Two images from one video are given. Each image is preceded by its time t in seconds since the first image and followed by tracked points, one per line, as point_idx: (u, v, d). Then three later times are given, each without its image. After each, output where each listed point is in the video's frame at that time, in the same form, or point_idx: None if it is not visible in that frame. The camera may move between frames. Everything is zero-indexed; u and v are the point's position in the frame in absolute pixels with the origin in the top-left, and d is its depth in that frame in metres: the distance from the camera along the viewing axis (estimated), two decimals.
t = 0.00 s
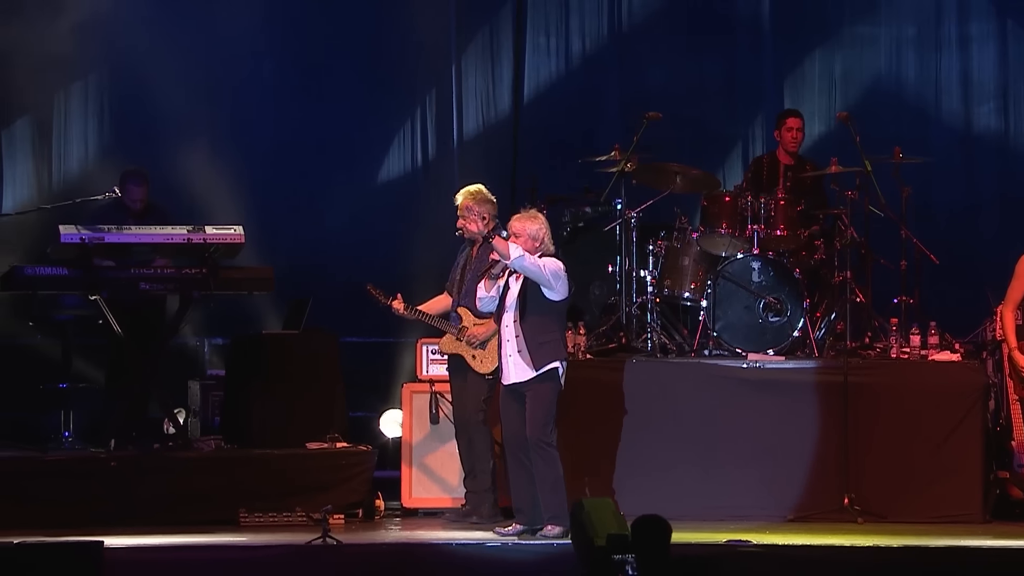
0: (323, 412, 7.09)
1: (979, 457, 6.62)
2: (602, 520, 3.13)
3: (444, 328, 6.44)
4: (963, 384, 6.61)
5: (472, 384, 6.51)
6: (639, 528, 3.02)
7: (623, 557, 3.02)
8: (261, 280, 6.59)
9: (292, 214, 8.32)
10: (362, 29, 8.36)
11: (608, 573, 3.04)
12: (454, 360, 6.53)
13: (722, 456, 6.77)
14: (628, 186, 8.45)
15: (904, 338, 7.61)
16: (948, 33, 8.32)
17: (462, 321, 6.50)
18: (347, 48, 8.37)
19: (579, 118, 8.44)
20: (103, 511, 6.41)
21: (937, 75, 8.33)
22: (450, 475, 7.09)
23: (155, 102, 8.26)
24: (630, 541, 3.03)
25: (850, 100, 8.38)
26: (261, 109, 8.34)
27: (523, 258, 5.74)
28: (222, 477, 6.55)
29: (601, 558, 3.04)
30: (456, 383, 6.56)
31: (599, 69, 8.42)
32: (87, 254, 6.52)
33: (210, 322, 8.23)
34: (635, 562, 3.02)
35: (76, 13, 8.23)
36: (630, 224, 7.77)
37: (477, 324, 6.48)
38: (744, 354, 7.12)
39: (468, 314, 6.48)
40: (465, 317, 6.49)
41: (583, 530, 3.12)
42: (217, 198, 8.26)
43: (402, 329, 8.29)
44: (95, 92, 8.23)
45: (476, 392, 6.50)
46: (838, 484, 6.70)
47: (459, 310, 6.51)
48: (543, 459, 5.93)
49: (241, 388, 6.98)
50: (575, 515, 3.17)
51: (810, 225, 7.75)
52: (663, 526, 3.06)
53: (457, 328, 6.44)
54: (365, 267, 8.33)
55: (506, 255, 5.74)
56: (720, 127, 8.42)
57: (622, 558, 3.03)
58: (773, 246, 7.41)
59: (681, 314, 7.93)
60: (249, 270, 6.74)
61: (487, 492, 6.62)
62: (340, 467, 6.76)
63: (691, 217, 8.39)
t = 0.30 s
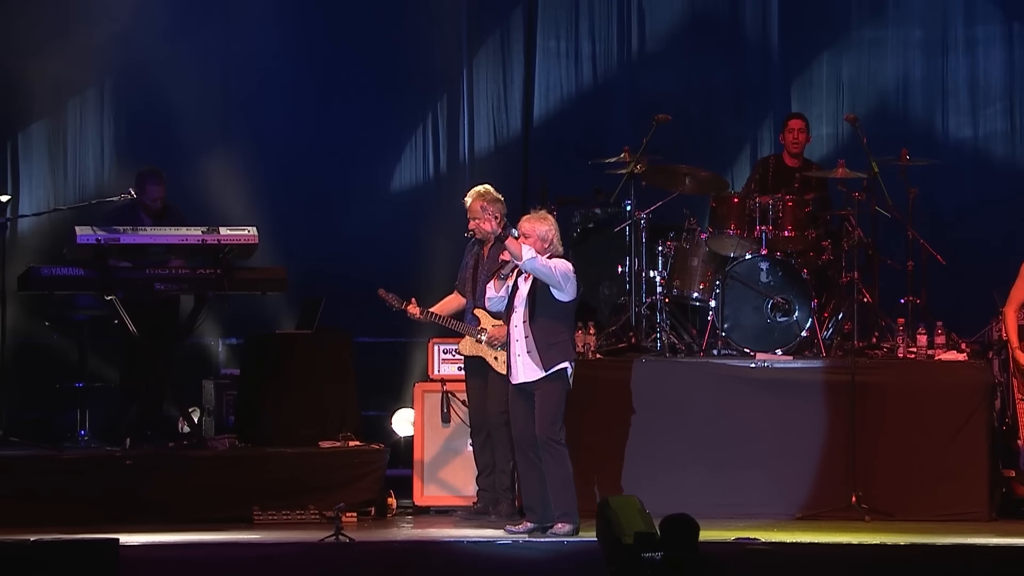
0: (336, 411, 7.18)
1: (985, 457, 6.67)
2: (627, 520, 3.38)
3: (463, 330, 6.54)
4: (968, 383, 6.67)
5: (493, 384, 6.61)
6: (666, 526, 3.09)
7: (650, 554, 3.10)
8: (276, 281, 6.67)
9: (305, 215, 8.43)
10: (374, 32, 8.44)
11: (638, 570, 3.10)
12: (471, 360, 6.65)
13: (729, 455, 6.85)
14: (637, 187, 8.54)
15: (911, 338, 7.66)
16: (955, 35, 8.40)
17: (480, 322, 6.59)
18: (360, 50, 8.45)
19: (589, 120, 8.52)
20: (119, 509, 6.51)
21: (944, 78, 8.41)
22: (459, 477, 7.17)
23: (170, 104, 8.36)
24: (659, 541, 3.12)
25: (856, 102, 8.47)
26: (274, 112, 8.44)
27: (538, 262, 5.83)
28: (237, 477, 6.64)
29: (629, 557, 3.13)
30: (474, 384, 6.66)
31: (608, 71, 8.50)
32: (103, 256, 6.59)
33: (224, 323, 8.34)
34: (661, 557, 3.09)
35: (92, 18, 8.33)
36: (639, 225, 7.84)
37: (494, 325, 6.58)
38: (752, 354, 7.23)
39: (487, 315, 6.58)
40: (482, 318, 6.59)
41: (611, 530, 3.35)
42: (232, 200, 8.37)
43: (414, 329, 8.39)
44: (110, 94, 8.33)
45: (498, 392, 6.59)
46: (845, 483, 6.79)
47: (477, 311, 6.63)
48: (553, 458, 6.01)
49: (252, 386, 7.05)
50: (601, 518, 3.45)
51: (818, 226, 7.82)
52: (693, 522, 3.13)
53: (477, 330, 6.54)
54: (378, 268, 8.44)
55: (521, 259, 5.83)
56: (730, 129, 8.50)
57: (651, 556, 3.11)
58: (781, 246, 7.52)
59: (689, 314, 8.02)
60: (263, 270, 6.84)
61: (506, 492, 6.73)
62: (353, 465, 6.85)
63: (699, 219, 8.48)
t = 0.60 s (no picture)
0: (348, 410, 7.26)
1: (990, 455, 6.76)
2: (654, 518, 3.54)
3: (481, 335, 6.61)
4: (974, 383, 6.75)
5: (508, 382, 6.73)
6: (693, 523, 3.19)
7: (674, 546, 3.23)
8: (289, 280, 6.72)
9: (317, 216, 8.51)
10: (386, 34, 8.53)
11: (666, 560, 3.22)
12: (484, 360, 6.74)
13: (737, 454, 6.91)
14: (647, 188, 8.61)
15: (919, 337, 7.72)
16: (961, 37, 8.47)
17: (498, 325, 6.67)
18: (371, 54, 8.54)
19: (598, 121, 8.59)
20: (133, 506, 6.57)
21: (951, 80, 8.48)
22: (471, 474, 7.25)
23: (183, 106, 8.45)
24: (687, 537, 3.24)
25: (864, 104, 8.54)
26: (287, 114, 8.53)
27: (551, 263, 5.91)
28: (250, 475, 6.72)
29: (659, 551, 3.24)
30: (490, 393, 6.81)
31: (617, 72, 8.57)
32: (118, 256, 6.68)
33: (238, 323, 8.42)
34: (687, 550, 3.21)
35: (108, 21, 8.42)
36: (649, 224, 7.90)
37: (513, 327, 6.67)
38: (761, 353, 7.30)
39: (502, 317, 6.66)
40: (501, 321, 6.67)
41: (638, 529, 3.48)
42: (246, 201, 8.46)
43: (426, 329, 8.47)
44: (125, 96, 8.42)
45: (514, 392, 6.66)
46: (852, 481, 6.85)
47: (494, 316, 6.71)
48: (563, 456, 6.08)
49: (266, 384, 7.16)
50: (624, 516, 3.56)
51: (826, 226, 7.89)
52: (723, 524, 3.22)
53: (494, 335, 6.60)
54: (389, 269, 8.51)
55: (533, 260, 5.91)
56: (739, 131, 8.56)
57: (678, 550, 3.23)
58: (789, 247, 7.59)
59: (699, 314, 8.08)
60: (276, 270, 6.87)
61: (518, 491, 6.79)
62: (364, 464, 6.92)
63: (708, 220, 8.55)
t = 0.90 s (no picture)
0: (357, 409, 7.34)
1: (993, 455, 6.82)
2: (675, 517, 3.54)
3: (488, 335, 6.69)
4: (977, 383, 6.82)
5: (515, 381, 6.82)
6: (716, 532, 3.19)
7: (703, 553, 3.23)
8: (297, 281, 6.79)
9: (325, 217, 8.59)
10: (394, 37, 8.63)
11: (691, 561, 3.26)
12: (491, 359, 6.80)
13: (742, 452, 6.98)
14: (653, 189, 8.68)
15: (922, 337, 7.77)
16: (964, 40, 8.54)
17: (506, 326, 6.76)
18: (380, 58, 8.64)
19: (604, 122, 8.66)
20: (143, 504, 6.65)
21: (954, 82, 8.55)
22: (478, 472, 7.32)
23: (193, 108, 8.54)
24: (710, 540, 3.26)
25: (868, 106, 8.60)
26: (295, 116, 8.62)
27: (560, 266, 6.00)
28: (260, 473, 6.79)
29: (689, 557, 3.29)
30: (496, 390, 6.87)
31: (623, 74, 8.65)
32: (129, 256, 6.75)
33: (248, 323, 8.53)
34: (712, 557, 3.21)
35: (120, 24, 8.51)
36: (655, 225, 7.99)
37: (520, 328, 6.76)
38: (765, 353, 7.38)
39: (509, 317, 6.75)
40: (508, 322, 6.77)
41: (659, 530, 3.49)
42: (255, 202, 8.56)
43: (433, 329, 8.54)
44: (135, 98, 8.51)
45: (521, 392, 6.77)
46: (857, 478, 6.90)
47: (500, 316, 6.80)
48: (569, 455, 6.15)
49: (276, 383, 7.23)
50: (651, 515, 3.59)
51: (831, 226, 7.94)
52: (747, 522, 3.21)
53: (504, 335, 6.68)
54: (397, 268, 8.59)
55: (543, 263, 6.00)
56: (744, 132, 8.63)
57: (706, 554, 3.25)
58: (793, 247, 7.65)
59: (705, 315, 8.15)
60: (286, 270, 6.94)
61: (525, 488, 6.93)
62: (373, 462, 6.99)
63: (713, 221, 8.63)
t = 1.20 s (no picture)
0: (364, 408, 7.41)
1: (993, 454, 6.89)
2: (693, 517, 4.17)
3: (488, 335, 6.76)
4: (977, 382, 6.90)
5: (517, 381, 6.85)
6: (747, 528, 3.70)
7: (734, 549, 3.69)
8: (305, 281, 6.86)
9: (332, 218, 8.67)
10: (401, 40, 8.71)
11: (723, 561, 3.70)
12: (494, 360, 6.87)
13: (745, 451, 7.05)
14: (657, 191, 8.75)
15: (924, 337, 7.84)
16: (966, 43, 8.61)
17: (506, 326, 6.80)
18: (386, 60, 8.72)
19: (608, 124, 8.74)
20: (153, 502, 6.73)
21: (955, 84, 8.63)
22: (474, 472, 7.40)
23: (201, 110, 8.63)
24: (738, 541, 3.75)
25: (870, 108, 8.68)
26: (302, 119, 8.71)
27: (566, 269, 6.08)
28: (268, 471, 6.87)
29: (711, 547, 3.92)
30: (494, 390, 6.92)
31: (627, 77, 8.73)
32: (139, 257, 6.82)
33: (256, 324, 8.61)
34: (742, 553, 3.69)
35: (129, 26, 8.60)
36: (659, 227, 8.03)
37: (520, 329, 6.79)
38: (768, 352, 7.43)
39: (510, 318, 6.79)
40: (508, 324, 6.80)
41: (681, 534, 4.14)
42: (264, 204, 8.64)
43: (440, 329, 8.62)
44: (144, 100, 8.60)
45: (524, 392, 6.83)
46: (858, 476, 6.97)
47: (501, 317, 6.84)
48: (574, 454, 6.22)
49: (282, 383, 7.32)
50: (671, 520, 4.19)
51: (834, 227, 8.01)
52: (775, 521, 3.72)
53: (504, 335, 6.74)
54: (403, 269, 8.67)
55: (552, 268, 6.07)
56: (747, 133, 8.70)
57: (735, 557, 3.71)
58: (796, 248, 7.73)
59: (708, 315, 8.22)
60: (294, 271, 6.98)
61: (529, 487, 6.99)
62: (380, 460, 7.07)
63: (717, 222, 8.71)
